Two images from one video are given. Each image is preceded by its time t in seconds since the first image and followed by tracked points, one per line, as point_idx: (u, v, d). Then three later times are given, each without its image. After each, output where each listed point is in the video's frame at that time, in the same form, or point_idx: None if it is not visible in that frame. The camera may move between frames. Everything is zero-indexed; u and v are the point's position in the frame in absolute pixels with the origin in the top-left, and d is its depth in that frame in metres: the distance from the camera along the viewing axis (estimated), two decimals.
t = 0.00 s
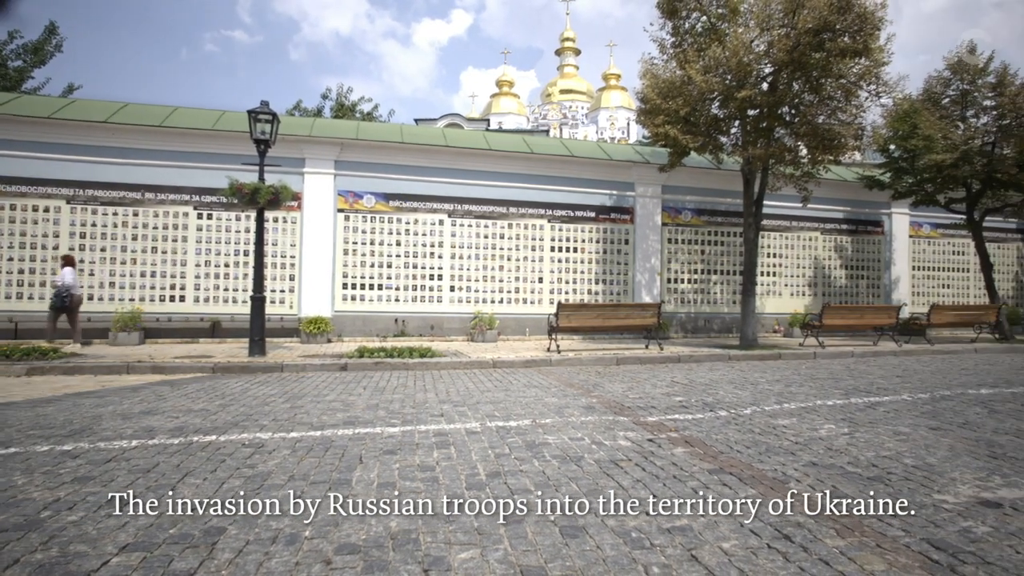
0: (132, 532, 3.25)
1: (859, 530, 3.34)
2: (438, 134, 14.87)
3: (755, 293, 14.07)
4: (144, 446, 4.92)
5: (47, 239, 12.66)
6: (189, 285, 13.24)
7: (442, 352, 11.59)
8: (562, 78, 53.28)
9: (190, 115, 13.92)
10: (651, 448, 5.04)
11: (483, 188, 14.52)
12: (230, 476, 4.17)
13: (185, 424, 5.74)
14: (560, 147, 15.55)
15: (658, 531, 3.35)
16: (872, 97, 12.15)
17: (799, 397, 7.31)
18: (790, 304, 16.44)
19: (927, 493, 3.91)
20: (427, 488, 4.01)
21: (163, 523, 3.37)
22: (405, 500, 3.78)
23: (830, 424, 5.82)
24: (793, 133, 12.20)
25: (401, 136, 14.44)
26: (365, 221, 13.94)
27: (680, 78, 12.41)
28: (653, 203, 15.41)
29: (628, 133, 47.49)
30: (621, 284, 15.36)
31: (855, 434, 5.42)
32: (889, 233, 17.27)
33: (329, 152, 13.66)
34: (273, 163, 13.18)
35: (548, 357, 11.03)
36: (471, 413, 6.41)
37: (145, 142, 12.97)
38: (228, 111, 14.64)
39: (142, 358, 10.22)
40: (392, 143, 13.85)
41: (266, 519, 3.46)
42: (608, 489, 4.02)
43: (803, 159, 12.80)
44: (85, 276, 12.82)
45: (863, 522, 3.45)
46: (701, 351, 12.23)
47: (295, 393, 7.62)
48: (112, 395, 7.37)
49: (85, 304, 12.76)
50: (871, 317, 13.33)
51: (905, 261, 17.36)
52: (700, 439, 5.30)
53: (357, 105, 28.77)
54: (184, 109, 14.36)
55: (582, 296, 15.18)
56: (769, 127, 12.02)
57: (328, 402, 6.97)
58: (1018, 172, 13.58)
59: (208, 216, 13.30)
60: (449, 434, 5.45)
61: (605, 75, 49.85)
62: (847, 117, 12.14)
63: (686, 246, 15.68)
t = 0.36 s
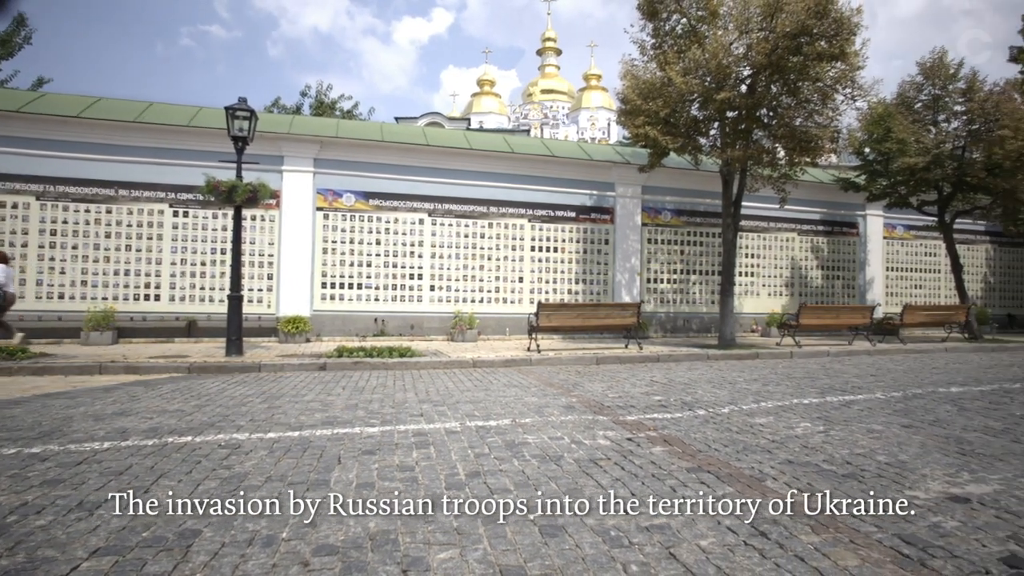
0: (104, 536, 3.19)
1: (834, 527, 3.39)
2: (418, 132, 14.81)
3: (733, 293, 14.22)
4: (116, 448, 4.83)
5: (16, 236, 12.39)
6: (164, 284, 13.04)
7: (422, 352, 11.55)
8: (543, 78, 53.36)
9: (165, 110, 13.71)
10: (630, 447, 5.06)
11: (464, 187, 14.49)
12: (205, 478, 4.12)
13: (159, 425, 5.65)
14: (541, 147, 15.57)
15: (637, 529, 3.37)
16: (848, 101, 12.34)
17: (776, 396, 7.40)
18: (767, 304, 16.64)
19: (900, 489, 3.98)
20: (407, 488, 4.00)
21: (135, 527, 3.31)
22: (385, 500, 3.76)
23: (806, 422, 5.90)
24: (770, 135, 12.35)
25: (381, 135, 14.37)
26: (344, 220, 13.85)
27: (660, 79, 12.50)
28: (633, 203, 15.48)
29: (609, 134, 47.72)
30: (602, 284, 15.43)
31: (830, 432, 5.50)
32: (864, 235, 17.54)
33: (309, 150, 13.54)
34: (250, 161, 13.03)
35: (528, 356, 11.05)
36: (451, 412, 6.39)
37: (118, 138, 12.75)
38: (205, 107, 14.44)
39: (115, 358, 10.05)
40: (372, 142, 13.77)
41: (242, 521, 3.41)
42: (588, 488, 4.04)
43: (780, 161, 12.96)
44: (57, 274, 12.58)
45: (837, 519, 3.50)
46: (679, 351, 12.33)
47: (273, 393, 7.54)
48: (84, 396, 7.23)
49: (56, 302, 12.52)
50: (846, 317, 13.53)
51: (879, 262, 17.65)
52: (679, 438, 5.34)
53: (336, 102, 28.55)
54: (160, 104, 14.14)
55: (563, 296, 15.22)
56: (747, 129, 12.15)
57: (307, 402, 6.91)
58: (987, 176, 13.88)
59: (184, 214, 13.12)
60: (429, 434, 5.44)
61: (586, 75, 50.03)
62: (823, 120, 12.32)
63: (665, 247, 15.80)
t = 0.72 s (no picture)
0: (67, 541, 3.11)
1: (803, 522, 3.45)
2: (394, 131, 14.72)
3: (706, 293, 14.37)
4: (81, 450, 4.72)
5: None
6: (132, 282, 12.77)
7: (397, 352, 11.49)
8: (519, 77, 53.41)
9: (134, 105, 13.43)
10: (605, 446, 5.10)
11: (440, 186, 14.44)
12: (174, 480, 4.04)
13: (126, 427, 5.54)
14: (517, 146, 15.58)
15: (611, 528, 3.39)
16: (819, 105, 12.55)
17: (748, 394, 7.50)
18: (740, 304, 16.86)
19: (867, 485, 4.06)
20: (381, 488, 3.97)
21: (100, 531, 3.24)
22: (359, 501, 3.74)
23: (777, 420, 5.99)
24: (744, 138, 12.51)
25: (356, 132, 14.25)
26: (319, 218, 13.71)
27: (636, 80, 12.58)
28: (608, 203, 15.56)
29: (585, 134, 47.94)
30: (577, 283, 15.50)
31: (800, 430, 5.59)
32: (835, 236, 17.87)
33: (282, 147, 13.38)
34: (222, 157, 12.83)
35: (504, 356, 11.05)
36: (426, 412, 6.36)
37: (85, 132, 12.45)
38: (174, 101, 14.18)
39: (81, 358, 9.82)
40: (347, 139, 13.65)
41: (212, 524, 3.35)
42: (562, 487, 4.05)
43: (753, 163, 13.15)
44: (19, 271, 12.25)
45: (807, 515, 3.56)
46: (654, 351, 12.43)
47: (244, 393, 7.43)
48: (48, 397, 7.05)
49: (18, 300, 12.20)
50: (817, 318, 13.77)
51: (848, 263, 17.99)
52: (653, 436, 5.38)
53: (310, 99, 28.24)
54: (128, 98, 13.84)
55: (538, 296, 15.25)
56: (721, 131, 12.29)
57: (279, 403, 6.83)
58: (951, 180, 14.24)
59: (154, 211, 12.88)
60: (403, 434, 5.41)
61: (562, 75, 50.18)
62: (795, 123, 12.53)
63: (640, 247, 15.92)
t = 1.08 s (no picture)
0: (29, 547, 3.03)
1: (774, 519, 3.50)
2: (370, 129, 14.61)
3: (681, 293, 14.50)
4: (45, 453, 4.61)
5: None
6: (100, 280, 12.51)
7: (372, 351, 11.42)
8: (497, 77, 53.39)
9: (102, 99, 13.15)
10: (580, 445, 5.12)
11: (416, 185, 14.37)
12: (143, 483, 3.96)
13: (93, 429, 5.41)
14: (494, 146, 15.56)
15: (586, 526, 3.41)
16: (792, 108, 12.73)
17: (722, 393, 7.58)
18: (714, 304, 17.06)
19: (836, 482, 4.13)
20: (355, 489, 3.94)
21: (65, 536, 3.16)
22: (333, 502, 3.70)
23: (750, 419, 6.07)
24: (718, 139, 12.65)
25: (332, 130, 14.11)
26: (293, 216, 13.56)
27: (613, 81, 12.66)
28: (585, 203, 15.62)
29: (562, 134, 48.10)
30: (553, 283, 15.54)
31: (772, 428, 5.67)
32: (806, 237, 18.16)
33: (256, 144, 13.20)
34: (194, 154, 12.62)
35: (480, 355, 11.03)
36: (401, 412, 6.32)
37: (46, 125, 12.13)
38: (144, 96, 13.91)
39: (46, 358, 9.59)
40: (322, 137, 13.53)
41: (182, 528, 3.29)
42: (538, 486, 4.06)
43: (728, 164, 13.31)
44: None
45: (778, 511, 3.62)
46: (629, 350, 12.51)
47: (216, 393, 7.32)
48: (11, 398, 6.87)
49: None
50: (789, 317, 13.99)
51: (820, 264, 18.29)
52: (628, 435, 5.42)
53: (285, 95, 27.92)
54: (96, 92, 13.54)
55: (515, 295, 15.27)
56: (697, 132, 12.41)
57: (252, 403, 6.74)
58: (918, 183, 14.57)
59: (123, 208, 12.62)
60: (378, 434, 5.37)
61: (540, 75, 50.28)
62: (769, 125, 12.69)
63: (617, 247, 16.02)
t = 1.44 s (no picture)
0: None
1: (747, 516, 3.54)
2: (345, 126, 14.48)
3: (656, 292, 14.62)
4: (6, 456, 4.48)
5: None
6: (65, 278, 12.22)
7: (346, 351, 11.32)
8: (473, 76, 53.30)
9: (68, 91, 12.83)
10: (555, 444, 5.14)
11: (391, 184, 14.28)
12: (109, 486, 3.87)
13: (56, 431, 5.28)
14: (470, 144, 15.52)
15: (561, 525, 3.42)
16: (764, 111, 12.91)
17: (696, 392, 7.66)
18: (688, 304, 17.24)
19: (806, 479, 4.20)
20: (329, 490, 3.90)
21: (25, 543, 3.08)
22: (305, 504, 3.65)
23: (723, 417, 6.14)
24: (693, 141, 12.77)
25: (306, 126, 13.96)
26: (266, 214, 13.39)
27: (588, 82, 12.72)
28: (561, 203, 15.66)
29: (538, 134, 48.21)
30: (529, 282, 15.57)
31: (745, 426, 5.74)
32: (778, 238, 18.43)
33: (228, 140, 13.00)
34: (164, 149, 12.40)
35: (455, 354, 10.99)
36: (376, 412, 6.27)
37: (9, 119, 11.82)
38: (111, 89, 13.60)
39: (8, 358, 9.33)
40: (296, 134, 13.37)
41: (148, 532, 3.22)
42: (513, 485, 4.06)
43: (702, 165, 13.46)
44: None
45: (750, 508, 3.66)
46: (604, 350, 12.59)
47: (186, 394, 7.19)
48: None
49: None
50: (761, 317, 14.19)
51: (791, 265, 18.58)
52: (603, 434, 5.44)
53: (258, 92, 27.55)
54: (61, 84, 13.20)
55: (490, 294, 15.26)
56: (672, 134, 12.52)
57: (224, 404, 6.63)
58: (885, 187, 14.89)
59: (89, 204, 12.34)
60: (352, 434, 5.32)
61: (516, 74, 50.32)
62: (742, 127, 12.84)
63: (592, 247, 16.10)
